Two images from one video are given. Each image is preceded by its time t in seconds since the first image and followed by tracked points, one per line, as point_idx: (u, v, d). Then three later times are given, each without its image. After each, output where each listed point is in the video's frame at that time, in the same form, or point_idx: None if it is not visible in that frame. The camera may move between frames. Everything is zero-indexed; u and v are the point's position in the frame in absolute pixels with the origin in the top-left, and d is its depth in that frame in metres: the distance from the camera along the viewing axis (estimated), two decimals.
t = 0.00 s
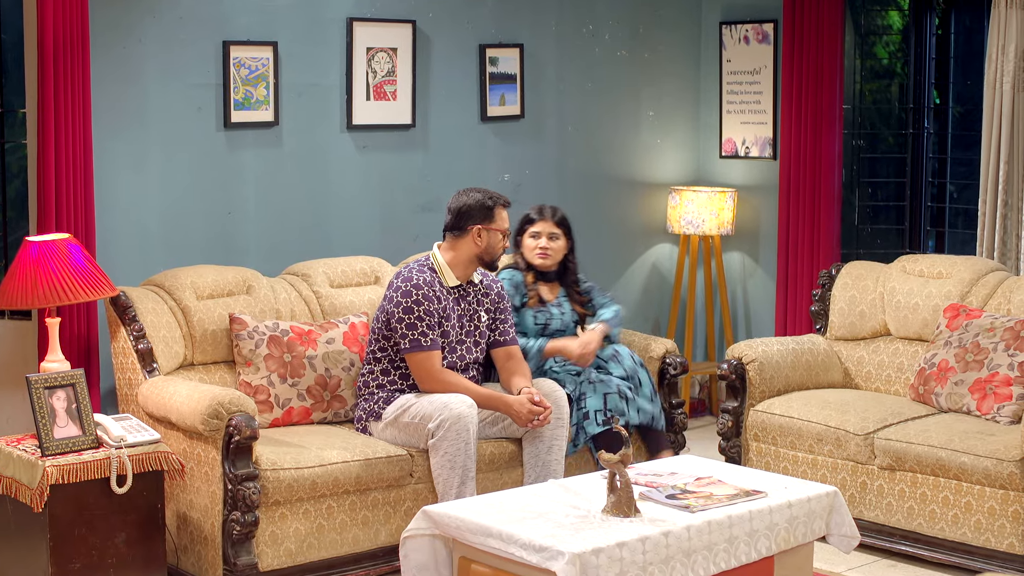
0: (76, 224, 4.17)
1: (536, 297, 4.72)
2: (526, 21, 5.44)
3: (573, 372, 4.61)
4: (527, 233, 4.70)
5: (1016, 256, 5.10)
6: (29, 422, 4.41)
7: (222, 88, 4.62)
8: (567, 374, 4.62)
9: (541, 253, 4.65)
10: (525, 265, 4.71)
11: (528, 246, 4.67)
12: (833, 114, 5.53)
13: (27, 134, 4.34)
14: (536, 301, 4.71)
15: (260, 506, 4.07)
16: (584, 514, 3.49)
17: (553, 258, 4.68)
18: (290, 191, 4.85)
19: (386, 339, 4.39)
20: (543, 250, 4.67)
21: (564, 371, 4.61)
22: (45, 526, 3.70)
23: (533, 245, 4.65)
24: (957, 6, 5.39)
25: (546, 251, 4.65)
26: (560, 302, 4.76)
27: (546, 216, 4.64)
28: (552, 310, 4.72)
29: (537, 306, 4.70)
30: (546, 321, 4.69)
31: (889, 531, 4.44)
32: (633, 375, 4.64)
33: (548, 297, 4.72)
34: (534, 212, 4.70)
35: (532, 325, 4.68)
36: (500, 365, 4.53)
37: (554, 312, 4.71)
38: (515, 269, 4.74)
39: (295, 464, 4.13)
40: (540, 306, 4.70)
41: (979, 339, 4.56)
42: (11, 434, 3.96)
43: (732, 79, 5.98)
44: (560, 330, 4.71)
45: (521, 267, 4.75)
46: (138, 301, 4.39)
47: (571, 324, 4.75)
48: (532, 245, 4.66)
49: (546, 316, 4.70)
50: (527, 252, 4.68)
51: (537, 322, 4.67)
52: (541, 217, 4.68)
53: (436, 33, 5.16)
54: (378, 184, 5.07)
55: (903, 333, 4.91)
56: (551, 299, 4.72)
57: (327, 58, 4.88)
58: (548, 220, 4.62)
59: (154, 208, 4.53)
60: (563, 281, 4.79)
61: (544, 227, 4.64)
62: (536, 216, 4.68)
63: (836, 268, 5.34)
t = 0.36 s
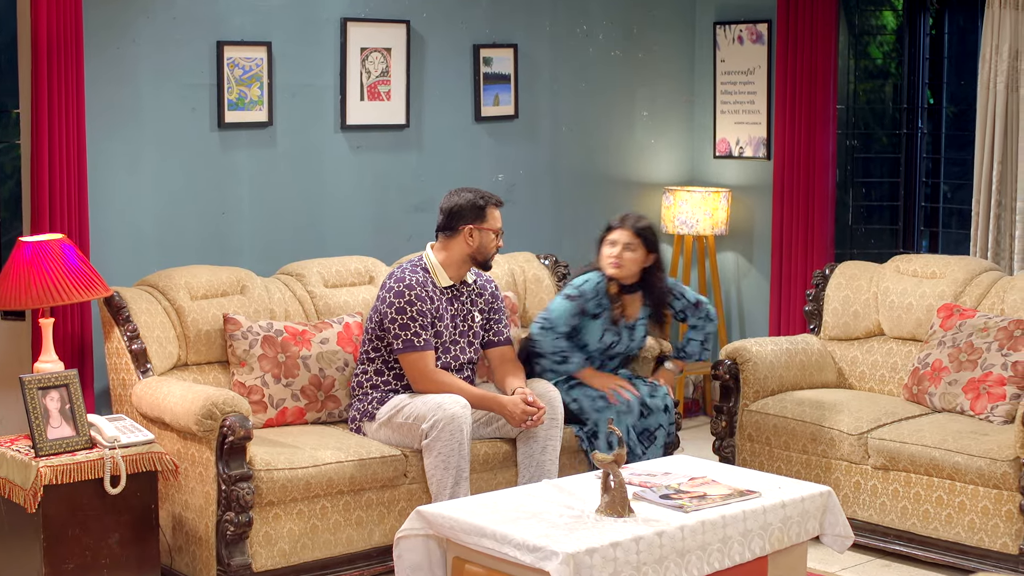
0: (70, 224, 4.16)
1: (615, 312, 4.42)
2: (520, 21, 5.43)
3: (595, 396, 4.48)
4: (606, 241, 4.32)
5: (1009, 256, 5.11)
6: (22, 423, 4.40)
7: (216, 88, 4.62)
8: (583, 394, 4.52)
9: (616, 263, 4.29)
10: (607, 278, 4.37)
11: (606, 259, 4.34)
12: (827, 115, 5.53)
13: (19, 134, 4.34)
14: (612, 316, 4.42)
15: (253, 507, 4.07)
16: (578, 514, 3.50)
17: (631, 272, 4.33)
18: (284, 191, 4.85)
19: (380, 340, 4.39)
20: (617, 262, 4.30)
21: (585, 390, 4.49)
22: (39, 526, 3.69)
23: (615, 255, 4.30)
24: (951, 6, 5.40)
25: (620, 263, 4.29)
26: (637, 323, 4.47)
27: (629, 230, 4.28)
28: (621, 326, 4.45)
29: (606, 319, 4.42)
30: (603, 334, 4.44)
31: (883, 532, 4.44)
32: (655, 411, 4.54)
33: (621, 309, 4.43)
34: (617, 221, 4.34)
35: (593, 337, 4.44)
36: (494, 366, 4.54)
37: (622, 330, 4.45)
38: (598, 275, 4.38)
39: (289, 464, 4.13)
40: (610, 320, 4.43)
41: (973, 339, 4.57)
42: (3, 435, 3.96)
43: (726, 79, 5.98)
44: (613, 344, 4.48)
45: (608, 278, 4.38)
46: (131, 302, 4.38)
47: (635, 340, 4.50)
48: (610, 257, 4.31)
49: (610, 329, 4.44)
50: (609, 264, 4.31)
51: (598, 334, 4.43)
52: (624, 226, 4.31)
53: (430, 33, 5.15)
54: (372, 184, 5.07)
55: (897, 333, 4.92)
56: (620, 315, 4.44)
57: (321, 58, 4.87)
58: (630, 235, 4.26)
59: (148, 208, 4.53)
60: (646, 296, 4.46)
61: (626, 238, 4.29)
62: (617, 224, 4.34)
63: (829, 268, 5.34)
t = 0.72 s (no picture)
0: (54, 230, 4.15)
1: (663, 212, 3.65)
2: (504, 27, 5.44)
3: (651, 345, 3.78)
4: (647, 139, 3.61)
5: (993, 261, 5.12)
6: (5, 431, 4.38)
7: (200, 95, 4.61)
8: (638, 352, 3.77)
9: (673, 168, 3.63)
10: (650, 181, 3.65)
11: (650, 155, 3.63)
12: (811, 122, 5.52)
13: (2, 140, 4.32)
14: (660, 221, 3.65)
15: (237, 514, 4.06)
16: (562, 520, 3.49)
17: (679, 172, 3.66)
18: (268, 197, 4.83)
19: (364, 347, 4.38)
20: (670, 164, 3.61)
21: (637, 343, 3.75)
22: (22, 534, 3.68)
23: (663, 158, 3.59)
24: (934, 12, 5.42)
25: (678, 167, 3.61)
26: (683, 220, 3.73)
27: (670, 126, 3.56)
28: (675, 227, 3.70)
29: (659, 226, 3.66)
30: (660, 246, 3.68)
31: (867, 537, 4.44)
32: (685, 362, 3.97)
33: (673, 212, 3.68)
34: (651, 121, 3.62)
35: (647, 248, 3.67)
36: (480, 372, 4.53)
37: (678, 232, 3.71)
38: (636, 181, 3.62)
39: (274, 471, 4.13)
40: (666, 228, 3.68)
41: (957, 343, 4.56)
42: None
43: (710, 85, 5.98)
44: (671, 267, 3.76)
45: (644, 181, 3.64)
46: (115, 309, 4.37)
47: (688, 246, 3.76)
48: (661, 155, 3.59)
49: (666, 239, 3.69)
50: (655, 165, 3.60)
51: (655, 247, 3.67)
52: (668, 131, 3.57)
53: (414, 40, 5.15)
54: (357, 190, 5.06)
55: (881, 338, 4.93)
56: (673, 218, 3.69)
57: (306, 64, 4.86)
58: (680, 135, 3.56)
59: (132, 214, 4.52)
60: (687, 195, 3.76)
61: (675, 139, 3.58)
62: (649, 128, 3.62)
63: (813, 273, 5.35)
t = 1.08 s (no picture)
0: (32, 241, 4.14)
1: (697, 212, 3.75)
2: (484, 38, 5.45)
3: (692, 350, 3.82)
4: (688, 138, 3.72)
5: (971, 271, 5.14)
6: None
7: (179, 107, 4.60)
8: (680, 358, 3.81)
9: (719, 169, 3.74)
10: (683, 182, 3.74)
11: (693, 154, 3.72)
12: (788, 137, 5.57)
13: None
14: (695, 221, 3.73)
15: (216, 526, 4.05)
16: (542, 532, 3.48)
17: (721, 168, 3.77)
18: (247, 209, 4.82)
19: (342, 359, 4.37)
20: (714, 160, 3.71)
21: (676, 348, 3.79)
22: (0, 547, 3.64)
23: (709, 157, 3.70)
24: (912, 24, 5.45)
25: (721, 164, 3.72)
26: (721, 219, 3.81)
27: (712, 124, 3.68)
28: (713, 226, 3.77)
29: (693, 225, 3.73)
30: (698, 247, 3.75)
31: (847, 548, 4.45)
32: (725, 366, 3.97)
33: (708, 212, 3.77)
34: (689, 121, 3.72)
35: (683, 249, 3.75)
36: (458, 384, 4.53)
37: (717, 231, 3.77)
38: (669, 183, 3.73)
39: (253, 484, 4.12)
40: (704, 226, 3.75)
41: (935, 355, 4.59)
42: None
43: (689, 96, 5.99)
44: (712, 268, 3.80)
45: (677, 182, 3.74)
46: (94, 320, 4.36)
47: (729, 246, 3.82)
48: (705, 156, 3.70)
49: (706, 238, 3.75)
50: (697, 164, 3.71)
51: (690, 250, 3.74)
52: (709, 131, 3.68)
53: (394, 52, 5.16)
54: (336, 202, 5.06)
55: (860, 349, 4.96)
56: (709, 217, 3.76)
57: (285, 76, 4.86)
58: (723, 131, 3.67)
59: (110, 225, 4.50)
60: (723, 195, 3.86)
61: (716, 137, 3.69)
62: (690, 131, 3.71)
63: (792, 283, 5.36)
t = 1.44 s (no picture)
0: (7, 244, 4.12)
1: (740, 213, 3.57)
2: (461, 40, 5.45)
3: (751, 357, 3.68)
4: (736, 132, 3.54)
5: (948, 273, 5.17)
6: None
7: (155, 109, 4.59)
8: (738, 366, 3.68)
9: (769, 164, 3.53)
10: (727, 180, 3.58)
11: (740, 147, 3.53)
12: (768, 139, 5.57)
13: None
14: (734, 222, 3.56)
15: (194, 530, 4.04)
16: (519, 534, 3.48)
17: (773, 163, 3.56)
18: (225, 211, 4.81)
19: (319, 361, 4.37)
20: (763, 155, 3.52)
21: (734, 357, 3.66)
22: None
23: (756, 150, 3.51)
24: (889, 26, 5.48)
25: (771, 158, 3.52)
26: (775, 217, 3.62)
27: (758, 115, 3.49)
28: (764, 225, 3.60)
29: (739, 227, 3.57)
30: (750, 248, 3.59)
31: (824, 549, 4.46)
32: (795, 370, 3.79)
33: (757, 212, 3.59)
34: (737, 113, 3.54)
35: (733, 252, 3.59)
36: (436, 386, 4.52)
37: (767, 231, 3.60)
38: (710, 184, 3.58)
39: (229, 486, 4.10)
40: (751, 227, 3.58)
41: (912, 356, 4.62)
42: None
43: (666, 99, 6.04)
44: (768, 271, 3.64)
45: (721, 181, 3.58)
46: (70, 323, 4.34)
47: (786, 246, 3.64)
48: (751, 149, 3.52)
49: (755, 238, 3.59)
50: (745, 159, 3.52)
51: (737, 253, 3.58)
52: (757, 122, 3.50)
53: (371, 54, 5.15)
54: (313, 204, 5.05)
55: (837, 350, 4.96)
56: (757, 216, 3.59)
57: (261, 78, 4.85)
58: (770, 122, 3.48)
59: (87, 228, 4.49)
60: (782, 192, 3.64)
61: (765, 129, 3.51)
62: (738, 122, 3.53)
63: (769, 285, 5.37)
